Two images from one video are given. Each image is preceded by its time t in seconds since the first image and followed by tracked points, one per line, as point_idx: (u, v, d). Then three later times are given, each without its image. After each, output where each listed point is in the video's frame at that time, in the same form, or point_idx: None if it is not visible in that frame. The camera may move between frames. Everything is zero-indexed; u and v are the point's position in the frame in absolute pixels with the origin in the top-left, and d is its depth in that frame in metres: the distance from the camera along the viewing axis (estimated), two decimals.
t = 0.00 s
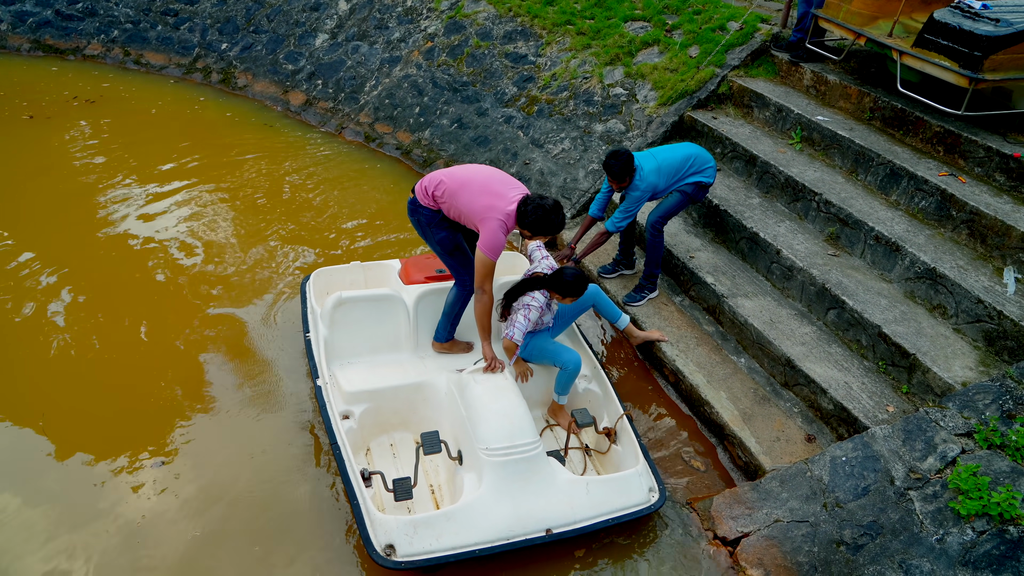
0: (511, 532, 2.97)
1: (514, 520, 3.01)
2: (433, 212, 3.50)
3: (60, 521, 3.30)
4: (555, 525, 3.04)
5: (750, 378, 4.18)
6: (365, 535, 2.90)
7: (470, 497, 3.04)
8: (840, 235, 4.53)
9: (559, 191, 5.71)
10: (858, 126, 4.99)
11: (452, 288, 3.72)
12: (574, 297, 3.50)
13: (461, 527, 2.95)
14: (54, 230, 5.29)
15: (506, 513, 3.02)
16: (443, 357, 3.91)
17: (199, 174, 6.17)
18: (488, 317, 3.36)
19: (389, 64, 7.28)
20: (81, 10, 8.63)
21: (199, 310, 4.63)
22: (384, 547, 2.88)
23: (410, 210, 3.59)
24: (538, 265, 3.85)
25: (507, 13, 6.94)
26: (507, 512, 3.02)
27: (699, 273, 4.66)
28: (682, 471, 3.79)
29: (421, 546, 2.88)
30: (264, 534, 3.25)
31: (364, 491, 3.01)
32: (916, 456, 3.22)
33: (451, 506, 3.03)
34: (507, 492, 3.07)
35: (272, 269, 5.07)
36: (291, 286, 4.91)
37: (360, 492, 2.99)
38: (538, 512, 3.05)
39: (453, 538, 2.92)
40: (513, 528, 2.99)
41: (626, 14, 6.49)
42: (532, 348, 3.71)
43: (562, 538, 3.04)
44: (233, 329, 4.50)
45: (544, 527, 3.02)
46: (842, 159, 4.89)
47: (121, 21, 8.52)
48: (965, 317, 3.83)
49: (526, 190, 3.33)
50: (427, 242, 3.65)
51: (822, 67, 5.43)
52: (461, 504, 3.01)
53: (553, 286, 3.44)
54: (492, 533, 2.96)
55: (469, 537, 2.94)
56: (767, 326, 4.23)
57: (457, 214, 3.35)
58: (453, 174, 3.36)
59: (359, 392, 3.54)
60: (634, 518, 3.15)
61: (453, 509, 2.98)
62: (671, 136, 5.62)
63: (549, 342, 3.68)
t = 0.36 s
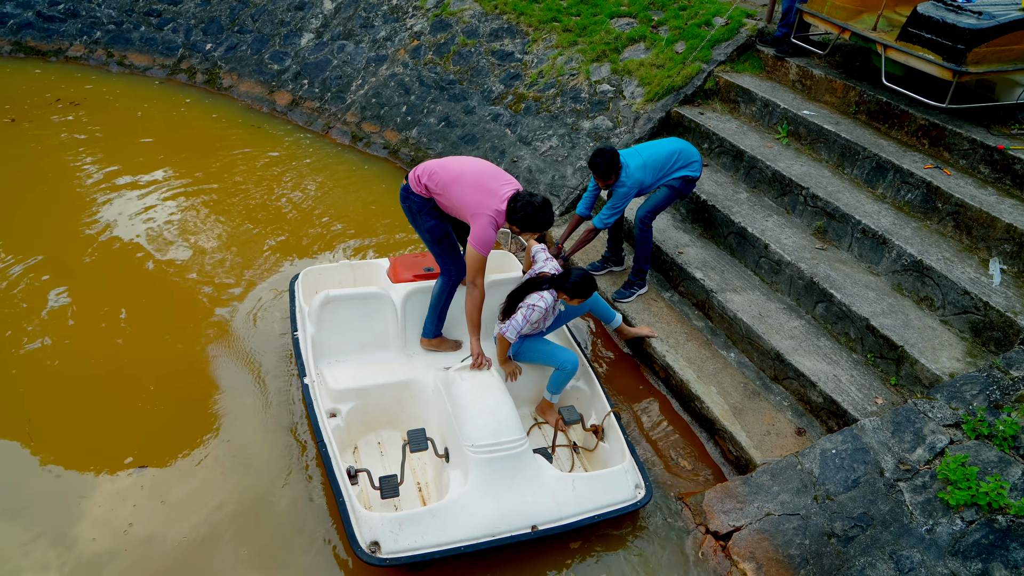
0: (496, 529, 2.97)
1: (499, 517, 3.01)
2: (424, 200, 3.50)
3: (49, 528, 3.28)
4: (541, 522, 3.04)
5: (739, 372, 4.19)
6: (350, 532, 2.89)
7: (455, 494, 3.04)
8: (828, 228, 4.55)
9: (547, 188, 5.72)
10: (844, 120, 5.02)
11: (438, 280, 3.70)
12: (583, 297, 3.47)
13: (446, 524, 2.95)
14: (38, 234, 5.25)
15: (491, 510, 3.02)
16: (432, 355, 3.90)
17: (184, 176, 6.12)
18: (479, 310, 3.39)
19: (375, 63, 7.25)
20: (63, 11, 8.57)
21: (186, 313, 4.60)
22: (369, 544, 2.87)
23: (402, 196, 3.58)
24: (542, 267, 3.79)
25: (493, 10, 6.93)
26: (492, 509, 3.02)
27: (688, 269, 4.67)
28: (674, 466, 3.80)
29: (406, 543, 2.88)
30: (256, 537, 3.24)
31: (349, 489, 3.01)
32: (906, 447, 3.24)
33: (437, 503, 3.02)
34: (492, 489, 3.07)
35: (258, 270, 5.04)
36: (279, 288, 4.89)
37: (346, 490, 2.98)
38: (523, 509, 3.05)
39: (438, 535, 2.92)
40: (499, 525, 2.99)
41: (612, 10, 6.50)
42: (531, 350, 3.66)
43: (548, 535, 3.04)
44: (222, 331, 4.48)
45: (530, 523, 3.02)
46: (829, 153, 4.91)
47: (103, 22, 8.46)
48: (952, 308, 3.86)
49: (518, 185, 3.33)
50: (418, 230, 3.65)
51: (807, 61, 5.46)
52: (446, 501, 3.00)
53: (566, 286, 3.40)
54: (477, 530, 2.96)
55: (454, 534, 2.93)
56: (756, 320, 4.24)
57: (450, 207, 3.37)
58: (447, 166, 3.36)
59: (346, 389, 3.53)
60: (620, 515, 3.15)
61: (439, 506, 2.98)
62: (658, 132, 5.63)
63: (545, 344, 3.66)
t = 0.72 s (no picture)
0: (484, 526, 2.96)
1: (486, 514, 3.00)
2: (416, 192, 3.48)
3: (33, 532, 3.25)
4: (528, 519, 3.03)
5: (728, 368, 4.20)
6: (335, 529, 2.88)
7: (442, 491, 3.03)
8: (815, 225, 4.57)
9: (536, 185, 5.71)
10: (830, 117, 5.04)
11: (426, 274, 3.68)
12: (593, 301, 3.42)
13: (433, 522, 2.94)
14: (20, 233, 5.19)
15: (478, 507, 3.01)
16: (420, 352, 3.89)
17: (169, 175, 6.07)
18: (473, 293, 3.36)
19: (362, 61, 7.22)
20: (45, 9, 8.50)
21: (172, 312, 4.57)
22: (356, 542, 2.86)
23: (393, 188, 3.56)
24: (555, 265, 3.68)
25: (480, 7, 6.91)
26: (480, 506, 3.01)
27: (676, 266, 4.67)
28: (664, 463, 3.81)
29: (393, 540, 2.86)
30: (244, 537, 3.21)
31: (335, 486, 2.99)
32: (893, 441, 3.25)
33: (424, 500, 3.01)
34: (479, 486, 3.06)
35: (245, 269, 5.01)
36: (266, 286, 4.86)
37: (332, 487, 2.97)
38: (510, 506, 3.04)
39: (425, 532, 2.90)
40: (485, 522, 2.98)
41: (600, 7, 6.50)
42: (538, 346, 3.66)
43: (535, 532, 3.04)
44: (209, 330, 4.45)
45: (517, 520, 3.02)
46: (815, 149, 4.93)
47: (86, 19, 8.39)
48: (938, 303, 3.88)
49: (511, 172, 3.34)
50: (407, 223, 3.63)
51: (794, 58, 5.47)
52: (433, 498, 2.99)
53: (577, 286, 3.36)
54: (464, 527, 2.95)
55: (441, 531, 2.92)
56: (744, 317, 4.25)
57: (444, 196, 3.36)
58: (439, 156, 3.35)
59: (333, 387, 3.52)
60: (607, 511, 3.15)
61: (425, 503, 2.97)
62: (646, 129, 5.63)
63: (555, 343, 3.66)
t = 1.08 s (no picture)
0: (475, 522, 2.95)
1: (477, 510, 2.99)
2: (416, 183, 3.46)
3: (23, 533, 3.23)
4: (519, 515, 3.03)
5: (721, 364, 4.21)
6: (326, 526, 2.87)
7: (433, 487, 3.02)
8: (806, 220, 4.57)
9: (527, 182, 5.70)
10: (821, 113, 5.05)
11: (419, 268, 3.70)
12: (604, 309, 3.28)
13: (424, 518, 2.93)
14: (8, 232, 5.16)
15: (469, 504, 3.00)
16: (411, 349, 3.88)
17: (159, 173, 6.05)
18: (460, 245, 3.42)
19: (352, 58, 7.19)
20: (32, 6, 8.44)
21: (162, 311, 4.54)
22: (346, 538, 2.85)
23: (389, 181, 3.51)
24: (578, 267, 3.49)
25: (471, 4, 6.90)
26: (471, 503, 3.00)
27: (669, 262, 4.67)
28: (657, 459, 3.81)
29: (383, 536, 2.86)
30: (236, 537, 3.21)
31: (326, 483, 2.98)
32: (884, 436, 3.26)
33: (415, 497, 3.00)
34: (470, 482, 3.05)
35: (236, 266, 4.99)
36: (257, 284, 4.84)
37: (323, 484, 2.96)
38: (501, 502, 3.03)
39: (416, 528, 2.90)
40: (476, 518, 2.97)
41: (591, 4, 6.49)
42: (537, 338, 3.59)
43: (526, 528, 3.03)
44: (199, 328, 4.42)
45: (508, 517, 3.01)
46: (806, 145, 4.93)
47: (73, 16, 8.33)
48: (929, 299, 3.90)
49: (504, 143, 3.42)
50: (404, 216, 3.62)
51: (784, 54, 5.48)
52: (423, 494, 2.98)
53: (587, 295, 3.20)
54: (455, 523, 2.94)
55: (431, 528, 2.91)
56: (736, 313, 4.25)
57: (443, 175, 3.38)
58: (433, 138, 3.38)
59: (324, 384, 3.50)
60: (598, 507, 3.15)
61: (416, 499, 2.96)
62: (638, 126, 5.63)
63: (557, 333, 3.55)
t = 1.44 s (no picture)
0: (471, 519, 2.95)
1: (473, 507, 2.99)
2: (427, 175, 3.52)
3: (24, 536, 3.24)
4: (515, 513, 3.02)
5: (721, 362, 4.20)
6: (321, 521, 2.87)
7: (429, 484, 3.02)
8: (805, 217, 4.57)
9: (526, 181, 5.70)
10: (820, 109, 5.05)
11: (421, 264, 3.72)
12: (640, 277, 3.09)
13: (420, 515, 2.93)
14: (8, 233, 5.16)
15: (465, 500, 3.00)
16: (410, 346, 3.87)
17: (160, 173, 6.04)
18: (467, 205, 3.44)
19: (350, 57, 7.19)
20: (29, 7, 8.45)
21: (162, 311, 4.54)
22: (342, 533, 2.85)
23: (400, 175, 3.58)
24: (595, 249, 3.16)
25: (469, 2, 6.89)
26: (467, 500, 3.00)
27: (668, 260, 4.67)
28: (658, 457, 3.81)
29: (379, 532, 2.86)
30: (237, 537, 3.21)
31: (322, 479, 2.99)
32: (885, 433, 3.25)
33: (411, 493, 3.00)
34: (467, 479, 3.05)
35: (235, 267, 4.98)
36: (256, 284, 4.84)
37: (319, 480, 2.96)
38: (498, 499, 3.03)
39: (411, 525, 2.90)
40: (472, 516, 2.97)
41: (588, 2, 6.49)
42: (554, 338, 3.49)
43: (522, 526, 3.03)
44: (199, 328, 4.43)
45: (504, 514, 3.01)
46: (805, 142, 4.93)
47: (71, 17, 8.33)
48: (929, 295, 3.90)
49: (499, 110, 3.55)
50: (413, 210, 3.66)
51: (783, 51, 5.48)
52: (420, 491, 2.98)
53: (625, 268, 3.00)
54: (451, 520, 2.94)
55: (427, 525, 2.91)
56: (736, 310, 4.25)
57: (451, 153, 3.44)
58: (433, 122, 3.48)
59: (322, 380, 3.50)
60: (595, 506, 3.14)
61: (412, 496, 2.96)
62: (636, 123, 5.63)
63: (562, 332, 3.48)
